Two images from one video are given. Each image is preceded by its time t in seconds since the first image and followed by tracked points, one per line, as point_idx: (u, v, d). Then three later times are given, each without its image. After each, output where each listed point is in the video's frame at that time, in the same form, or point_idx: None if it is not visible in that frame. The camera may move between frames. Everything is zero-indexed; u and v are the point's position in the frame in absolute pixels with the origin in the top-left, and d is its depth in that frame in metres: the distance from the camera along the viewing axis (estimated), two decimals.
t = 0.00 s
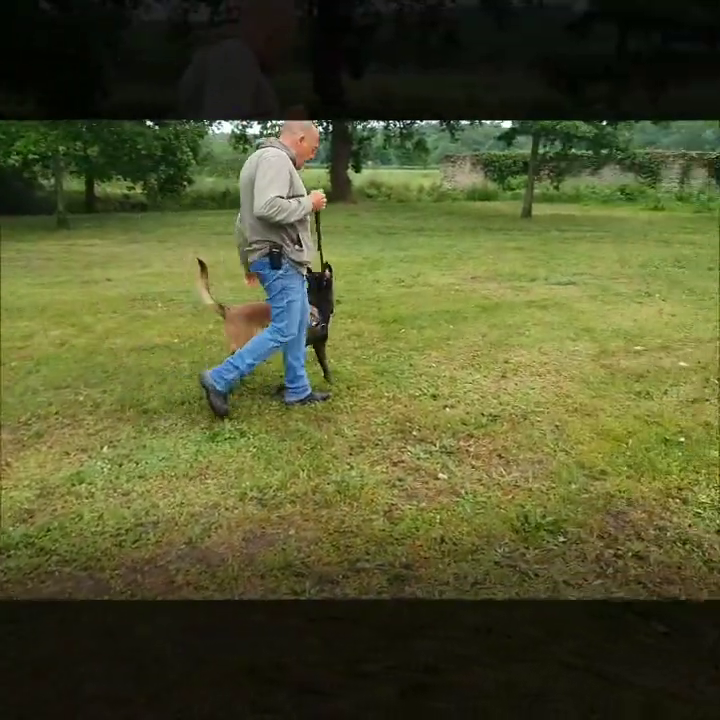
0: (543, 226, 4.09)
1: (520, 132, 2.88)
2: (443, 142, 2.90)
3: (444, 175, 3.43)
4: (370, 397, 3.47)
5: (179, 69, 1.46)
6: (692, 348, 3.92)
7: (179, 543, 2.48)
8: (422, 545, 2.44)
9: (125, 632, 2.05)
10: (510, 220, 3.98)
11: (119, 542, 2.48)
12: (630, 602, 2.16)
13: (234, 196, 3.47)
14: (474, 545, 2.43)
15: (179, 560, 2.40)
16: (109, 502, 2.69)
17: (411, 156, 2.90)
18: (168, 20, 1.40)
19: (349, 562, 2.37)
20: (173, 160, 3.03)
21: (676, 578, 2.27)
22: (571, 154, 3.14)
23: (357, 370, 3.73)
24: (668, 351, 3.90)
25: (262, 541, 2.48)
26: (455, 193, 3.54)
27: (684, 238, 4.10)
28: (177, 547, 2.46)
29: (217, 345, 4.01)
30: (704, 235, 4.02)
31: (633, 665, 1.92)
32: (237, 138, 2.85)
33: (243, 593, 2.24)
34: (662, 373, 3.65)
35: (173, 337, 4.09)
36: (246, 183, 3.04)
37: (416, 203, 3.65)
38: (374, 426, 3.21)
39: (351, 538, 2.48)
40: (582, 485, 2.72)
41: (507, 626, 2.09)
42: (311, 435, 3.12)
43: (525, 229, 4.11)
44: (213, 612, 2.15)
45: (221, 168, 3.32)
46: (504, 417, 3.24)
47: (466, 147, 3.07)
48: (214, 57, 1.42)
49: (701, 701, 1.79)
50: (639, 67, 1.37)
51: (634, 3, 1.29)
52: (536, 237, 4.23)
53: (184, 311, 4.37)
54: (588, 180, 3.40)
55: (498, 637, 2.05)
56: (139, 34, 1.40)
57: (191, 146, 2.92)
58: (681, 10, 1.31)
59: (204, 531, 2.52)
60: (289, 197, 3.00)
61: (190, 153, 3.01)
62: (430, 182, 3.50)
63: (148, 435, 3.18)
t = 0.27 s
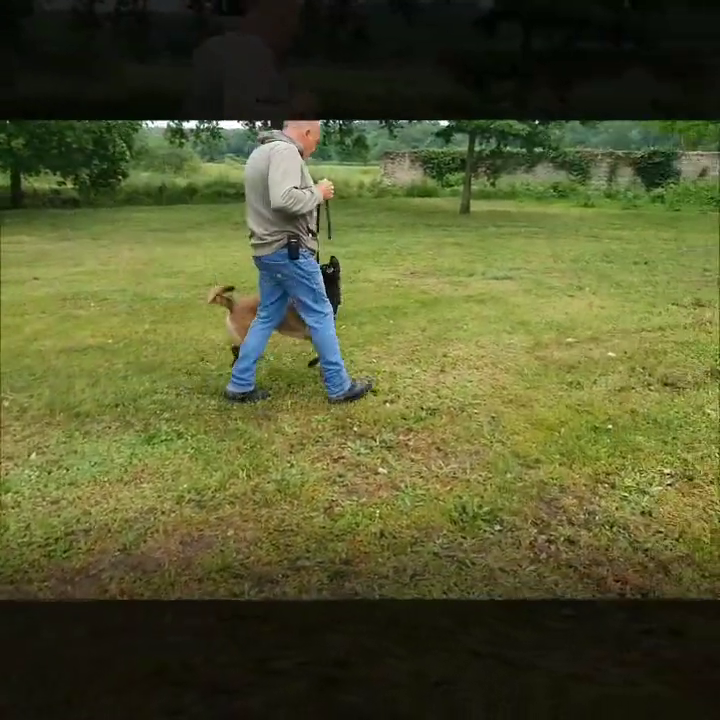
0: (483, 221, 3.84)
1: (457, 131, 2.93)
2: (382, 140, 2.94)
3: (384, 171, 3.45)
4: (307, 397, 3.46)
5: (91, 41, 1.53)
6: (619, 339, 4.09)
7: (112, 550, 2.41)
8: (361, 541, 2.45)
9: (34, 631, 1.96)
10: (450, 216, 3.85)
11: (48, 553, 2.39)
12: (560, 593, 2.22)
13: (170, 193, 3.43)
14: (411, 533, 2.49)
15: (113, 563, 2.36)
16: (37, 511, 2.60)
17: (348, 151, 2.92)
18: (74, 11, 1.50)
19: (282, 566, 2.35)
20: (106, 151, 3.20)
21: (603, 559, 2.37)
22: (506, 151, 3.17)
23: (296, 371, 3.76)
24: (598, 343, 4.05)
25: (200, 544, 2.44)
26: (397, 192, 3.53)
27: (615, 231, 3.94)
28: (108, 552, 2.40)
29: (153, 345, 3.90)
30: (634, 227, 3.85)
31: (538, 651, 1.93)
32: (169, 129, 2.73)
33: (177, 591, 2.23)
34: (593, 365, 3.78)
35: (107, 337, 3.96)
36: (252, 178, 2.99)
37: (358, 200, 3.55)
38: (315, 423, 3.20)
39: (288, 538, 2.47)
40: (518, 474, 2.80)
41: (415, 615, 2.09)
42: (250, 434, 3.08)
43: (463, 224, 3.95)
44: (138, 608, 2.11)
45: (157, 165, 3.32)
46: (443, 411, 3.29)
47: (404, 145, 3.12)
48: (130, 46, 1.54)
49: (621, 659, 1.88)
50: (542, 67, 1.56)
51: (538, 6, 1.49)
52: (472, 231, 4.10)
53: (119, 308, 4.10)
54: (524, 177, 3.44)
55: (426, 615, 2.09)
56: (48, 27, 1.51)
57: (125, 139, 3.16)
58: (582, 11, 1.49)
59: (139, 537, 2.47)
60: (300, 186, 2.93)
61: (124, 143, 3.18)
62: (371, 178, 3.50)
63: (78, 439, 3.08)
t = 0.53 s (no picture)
0: (444, 221, 3.51)
1: (417, 131, 2.89)
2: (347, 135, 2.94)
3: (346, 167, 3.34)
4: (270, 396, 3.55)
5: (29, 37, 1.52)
6: (575, 337, 4.24)
7: (64, 560, 2.37)
8: (320, 545, 2.44)
9: None
10: (412, 215, 3.50)
11: None
12: (515, 590, 2.27)
13: (130, 190, 3.15)
14: (370, 535, 2.48)
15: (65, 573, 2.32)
16: None
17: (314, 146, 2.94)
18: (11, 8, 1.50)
19: (238, 573, 2.33)
20: (62, 149, 2.92)
21: (559, 554, 2.42)
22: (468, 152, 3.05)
23: (255, 374, 3.76)
24: (556, 340, 4.20)
25: (157, 551, 2.41)
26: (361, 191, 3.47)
27: (574, 231, 3.78)
28: (58, 560, 2.37)
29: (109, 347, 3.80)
30: (591, 227, 3.70)
31: (471, 648, 2.06)
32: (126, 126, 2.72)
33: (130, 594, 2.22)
34: (548, 362, 4.02)
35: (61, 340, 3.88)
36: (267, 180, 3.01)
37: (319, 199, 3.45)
38: (274, 425, 3.18)
39: (244, 542, 2.44)
40: (476, 472, 2.83)
41: (353, 619, 2.15)
42: (209, 437, 3.04)
43: (425, 225, 3.53)
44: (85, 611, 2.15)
45: (117, 162, 3.09)
46: (403, 411, 3.30)
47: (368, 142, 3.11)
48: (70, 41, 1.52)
49: (558, 655, 2.03)
50: (485, 65, 1.54)
51: (479, 4, 1.46)
52: (435, 234, 3.62)
53: (74, 309, 3.60)
54: (484, 178, 3.28)
55: (374, 617, 2.16)
56: None
57: (83, 135, 2.93)
58: (521, 9, 1.47)
59: (92, 545, 2.43)
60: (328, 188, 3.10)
61: (81, 139, 2.93)
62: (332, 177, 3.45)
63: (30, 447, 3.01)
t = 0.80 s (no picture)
0: (428, 219, 3.50)
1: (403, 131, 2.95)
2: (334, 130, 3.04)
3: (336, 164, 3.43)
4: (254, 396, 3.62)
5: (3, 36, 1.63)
6: (559, 334, 4.17)
7: (46, 565, 2.36)
8: (305, 547, 2.43)
9: None
10: (397, 214, 3.55)
11: None
12: (500, 588, 2.31)
13: (113, 190, 3.14)
14: (355, 535, 2.48)
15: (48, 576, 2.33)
16: None
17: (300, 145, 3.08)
18: None
19: (221, 572, 2.35)
20: (42, 149, 2.91)
21: (542, 552, 2.44)
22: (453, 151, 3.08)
23: (239, 374, 3.76)
24: (540, 339, 4.13)
25: (140, 555, 2.40)
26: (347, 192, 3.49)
27: (557, 229, 3.71)
28: (36, 561, 2.37)
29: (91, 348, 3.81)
30: (575, 225, 3.64)
31: (450, 647, 2.12)
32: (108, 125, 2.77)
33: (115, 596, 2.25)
34: (534, 359, 4.00)
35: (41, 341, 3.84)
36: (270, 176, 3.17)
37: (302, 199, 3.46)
38: (258, 426, 3.15)
39: (228, 545, 2.44)
40: (461, 471, 2.83)
41: (331, 621, 2.20)
42: (193, 438, 3.04)
43: (409, 223, 3.54)
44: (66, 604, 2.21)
45: (100, 161, 3.05)
46: (388, 409, 3.21)
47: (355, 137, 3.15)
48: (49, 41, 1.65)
49: (535, 652, 2.11)
50: (462, 62, 1.72)
51: (457, 6, 1.63)
52: (421, 234, 3.60)
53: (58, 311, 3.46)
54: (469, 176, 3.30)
55: (359, 617, 2.22)
56: None
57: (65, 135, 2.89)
58: (499, 12, 1.63)
59: (74, 550, 2.41)
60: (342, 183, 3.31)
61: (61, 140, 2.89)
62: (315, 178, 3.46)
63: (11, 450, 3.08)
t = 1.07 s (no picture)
0: (423, 220, 3.55)
1: (397, 132, 2.89)
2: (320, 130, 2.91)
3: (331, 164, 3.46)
4: (251, 397, 3.44)
5: None
6: (554, 334, 4.52)
7: (40, 569, 2.32)
8: (301, 548, 2.42)
9: None
10: (392, 214, 3.64)
11: None
12: (497, 590, 2.27)
13: (107, 192, 3.06)
14: (351, 537, 2.47)
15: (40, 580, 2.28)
16: None
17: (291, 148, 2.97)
18: None
19: (216, 574, 2.31)
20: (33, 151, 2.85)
21: (540, 552, 2.43)
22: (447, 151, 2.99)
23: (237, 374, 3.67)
24: (534, 339, 4.48)
25: (135, 558, 2.37)
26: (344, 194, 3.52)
27: (552, 230, 3.69)
28: (29, 564, 2.34)
29: (87, 350, 3.84)
30: (569, 225, 3.62)
31: (445, 649, 2.05)
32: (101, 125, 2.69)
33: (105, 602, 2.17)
34: (529, 361, 3.85)
35: (37, 343, 3.85)
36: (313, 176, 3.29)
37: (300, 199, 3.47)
38: (254, 428, 3.15)
39: (224, 548, 2.42)
40: (457, 472, 2.83)
41: (324, 622, 2.13)
42: (189, 440, 3.01)
43: (405, 223, 3.65)
44: (54, 609, 2.14)
45: (93, 161, 2.98)
46: (384, 411, 3.30)
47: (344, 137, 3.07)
48: (37, 42, 1.50)
49: (531, 653, 2.04)
50: (453, 62, 1.55)
51: (448, 3, 1.46)
52: (416, 234, 3.69)
53: (49, 312, 3.93)
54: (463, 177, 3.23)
55: (352, 620, 2.14)
56: None
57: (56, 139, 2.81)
58: (487, 12, 1.47)
59: (68, 553, 2.38)
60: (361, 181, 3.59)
61: (54, 143, 2.83)
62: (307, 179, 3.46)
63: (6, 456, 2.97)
